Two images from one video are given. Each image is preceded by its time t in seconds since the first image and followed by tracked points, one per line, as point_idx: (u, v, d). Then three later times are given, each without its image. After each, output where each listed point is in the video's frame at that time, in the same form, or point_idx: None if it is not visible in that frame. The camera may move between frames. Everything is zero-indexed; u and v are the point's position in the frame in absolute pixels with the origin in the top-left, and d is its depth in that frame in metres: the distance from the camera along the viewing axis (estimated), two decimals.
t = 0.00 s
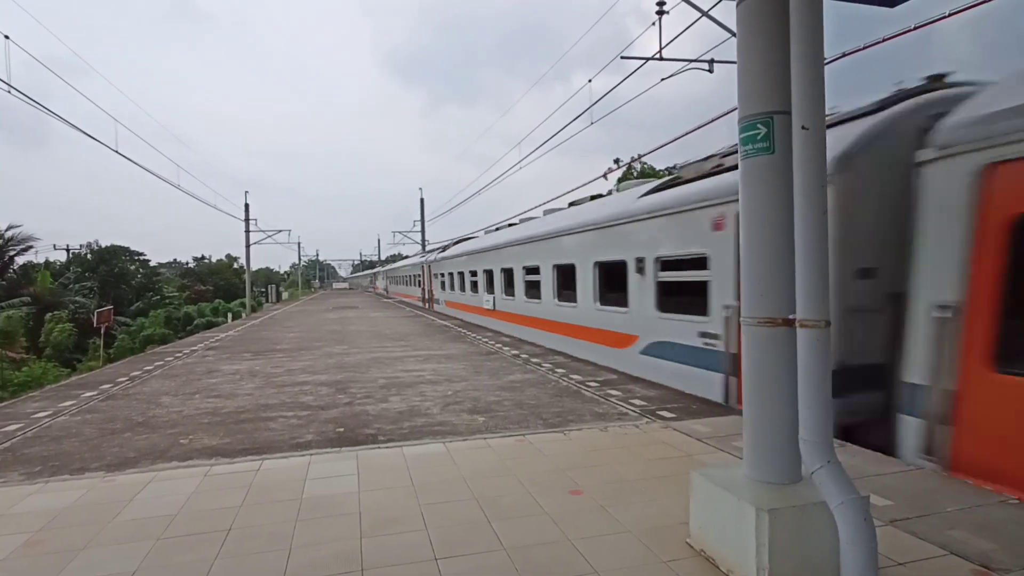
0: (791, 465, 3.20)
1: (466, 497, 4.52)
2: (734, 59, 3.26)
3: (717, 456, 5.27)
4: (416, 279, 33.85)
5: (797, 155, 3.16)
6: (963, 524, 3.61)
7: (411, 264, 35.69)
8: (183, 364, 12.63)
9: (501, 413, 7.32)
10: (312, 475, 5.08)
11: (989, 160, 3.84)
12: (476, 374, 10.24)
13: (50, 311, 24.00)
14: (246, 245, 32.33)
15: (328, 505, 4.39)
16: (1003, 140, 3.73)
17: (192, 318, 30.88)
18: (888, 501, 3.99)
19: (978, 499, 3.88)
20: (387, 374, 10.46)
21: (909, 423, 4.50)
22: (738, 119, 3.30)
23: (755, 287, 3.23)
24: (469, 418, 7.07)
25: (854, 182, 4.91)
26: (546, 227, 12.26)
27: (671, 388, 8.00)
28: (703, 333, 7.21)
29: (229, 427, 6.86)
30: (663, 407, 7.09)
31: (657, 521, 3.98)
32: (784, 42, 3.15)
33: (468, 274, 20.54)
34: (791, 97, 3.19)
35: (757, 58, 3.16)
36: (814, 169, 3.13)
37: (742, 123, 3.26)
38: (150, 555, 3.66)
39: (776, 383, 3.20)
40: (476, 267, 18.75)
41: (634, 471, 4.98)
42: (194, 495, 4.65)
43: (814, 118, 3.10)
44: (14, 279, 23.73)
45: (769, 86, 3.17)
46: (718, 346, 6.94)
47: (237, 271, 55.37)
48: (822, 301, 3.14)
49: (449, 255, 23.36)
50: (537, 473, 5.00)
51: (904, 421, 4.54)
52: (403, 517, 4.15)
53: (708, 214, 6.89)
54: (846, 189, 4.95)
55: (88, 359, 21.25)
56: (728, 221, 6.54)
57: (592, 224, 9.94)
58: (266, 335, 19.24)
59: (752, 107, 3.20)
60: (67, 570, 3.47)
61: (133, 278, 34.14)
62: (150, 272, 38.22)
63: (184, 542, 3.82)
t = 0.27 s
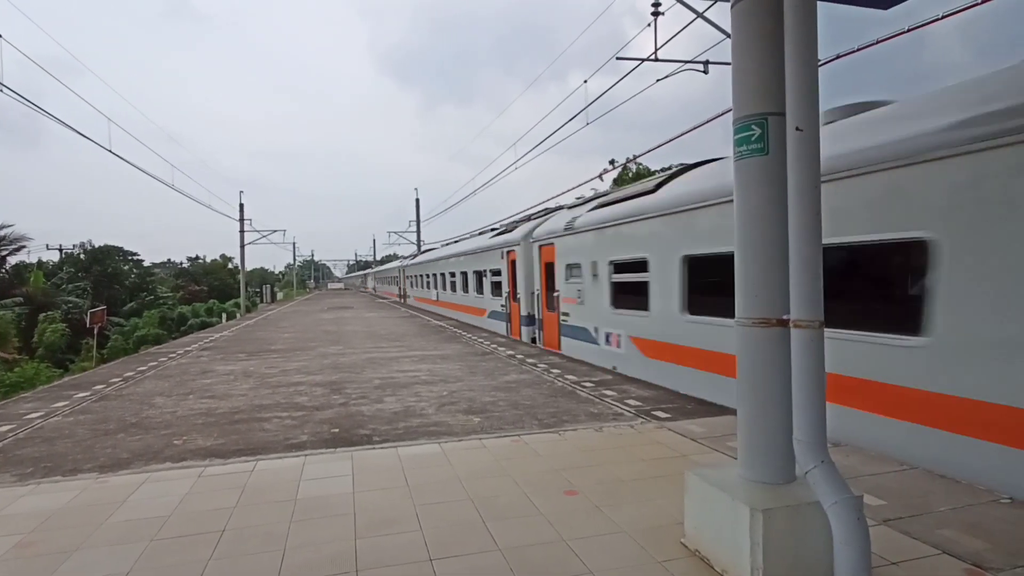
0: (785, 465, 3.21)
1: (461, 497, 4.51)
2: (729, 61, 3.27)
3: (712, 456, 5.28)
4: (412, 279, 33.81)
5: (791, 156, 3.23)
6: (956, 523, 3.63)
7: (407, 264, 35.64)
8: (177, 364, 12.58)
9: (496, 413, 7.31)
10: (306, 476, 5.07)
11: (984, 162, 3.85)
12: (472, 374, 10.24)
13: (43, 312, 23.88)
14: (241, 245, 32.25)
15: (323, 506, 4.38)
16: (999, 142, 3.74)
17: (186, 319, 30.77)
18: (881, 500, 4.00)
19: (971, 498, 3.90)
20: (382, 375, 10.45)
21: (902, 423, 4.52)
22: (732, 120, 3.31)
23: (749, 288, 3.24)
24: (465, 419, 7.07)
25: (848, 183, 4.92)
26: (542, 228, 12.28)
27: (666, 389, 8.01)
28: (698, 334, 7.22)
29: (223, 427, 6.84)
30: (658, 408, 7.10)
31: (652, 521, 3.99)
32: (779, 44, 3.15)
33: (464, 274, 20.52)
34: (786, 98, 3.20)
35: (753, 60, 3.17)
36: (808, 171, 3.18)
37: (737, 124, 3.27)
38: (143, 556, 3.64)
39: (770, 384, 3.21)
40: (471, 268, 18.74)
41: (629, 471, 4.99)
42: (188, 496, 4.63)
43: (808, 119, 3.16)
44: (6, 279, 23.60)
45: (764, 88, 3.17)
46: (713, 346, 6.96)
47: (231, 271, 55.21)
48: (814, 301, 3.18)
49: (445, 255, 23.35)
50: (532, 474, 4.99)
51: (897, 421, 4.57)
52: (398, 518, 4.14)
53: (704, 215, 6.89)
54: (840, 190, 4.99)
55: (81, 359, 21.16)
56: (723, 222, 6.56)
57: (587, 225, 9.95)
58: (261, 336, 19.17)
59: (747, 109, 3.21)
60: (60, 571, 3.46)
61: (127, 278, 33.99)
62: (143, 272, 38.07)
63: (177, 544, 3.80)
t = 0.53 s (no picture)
0: (779, 465, 3.22)
1: (456, 498, 4.51)
2: (724, 63, 3.28)
3: (707, 456, 5.29)
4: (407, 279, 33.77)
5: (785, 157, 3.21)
6: (949, 523, 3.65)
7: (402, 265, 35.59)
8: (171, 365, 12.53)
9: (492, 413, 7.31)
10: (301, 476, 5.05)
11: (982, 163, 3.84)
12: (467, 374, 10.23)
13: (36, 312, 23.76)
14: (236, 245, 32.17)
15: (317, 507, 4.36)
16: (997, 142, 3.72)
17: (181, 319, 30.66)
18: (875, 500, 4.02)
19: (964, 498, 3.92)
20: (377, 375, 10.43)
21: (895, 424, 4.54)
22: (727, 121, 3.31)
23: (744, 288, 3.25)
24: (460, 419, 7.06)
25: (844, 184, 4.92)
26: (538, 228, 12.28)
27: (661, 389, 8.03)
28: (693, 334, 7.23)
29: (218, 428, 6.82)
30: (653, 408, 7.11)
31: (647, 521, 3.99)
32: (773, 45, 3.16)
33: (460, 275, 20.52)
34: (780, 100, 3.21)
35: (747, 62, 3.17)
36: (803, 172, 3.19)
37: (731, 125, 3.28)
38: (136, 557, 3.63)
39: (764, 384, 3.21)
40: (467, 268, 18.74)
41: (624, 471, 4.99)
42: (182, 497, 4.61)
43: (802, 120, 3.13)
44: None
45: (758, 89, 3.18)
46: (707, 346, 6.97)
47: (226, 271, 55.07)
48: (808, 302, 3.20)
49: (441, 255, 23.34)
50: (527, 474, 4.99)
51: (890, 420, 4.59)
52: (393, 518, 4.14)
53: (699, 215, 6.91)
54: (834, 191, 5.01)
55: (75, 360, 21.05)
56: (718, 222, 6.58)
57: (582, 225, 9.95)
58: (255, 336, 19.11)
59: (741, 110, 3.22)
60: (52, 572, 3.44)
61: (121, 279, 33.86)
62: (138, 272, 37.93)
63: (171, 545, 3.79)
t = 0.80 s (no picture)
0: (774, 465, 3.23)
1: (453, 498, 4.50)
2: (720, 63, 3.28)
3: (703, 456, 5.30)
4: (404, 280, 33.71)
5: (783, 156, 3.26)
6: (943, 522, 3.66)
7: (399, 265, 35.54)
8: (166, 365, 12.48)
9: (488, 414, 7.31)
10: (297, 477, 5.04)
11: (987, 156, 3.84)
12: (463, 375, 10.23)
13: (30, 312, 23.66)
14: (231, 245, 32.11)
15: (313, 508, 4.35)
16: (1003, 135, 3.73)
17: (176, 319, 30.56)
18: (870, 500, 4.03)
19: (959, 498, 3.93)
20: (373, 376, 10.41)
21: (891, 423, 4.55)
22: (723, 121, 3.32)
23: (740, 289, 3.25)
24: (456, 420, 7.05)
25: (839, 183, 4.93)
26: (534, 228, 12.26)
27: (657, 389, 8.03)
28: (689, 334, 7.24)
29: (213, 429, 6.79)
30: (649, 408, 7.11)
31: (643, 521, 3.99)
32: (769, 46, 3.17)
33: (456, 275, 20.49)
34: (775, 100, 3.21)
35: (743, 62, 3.17)
36: (798, 172, 3.21)
37: (727, 126, 3.28)
38: (131, 559, 3.61)
39: (760, 384, 3.22)
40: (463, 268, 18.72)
41: (620, 471, 4.99)
42: (176, 498, 4.59)
43: (797, 122, 3.22)
44: None
45: (754, 90, 3.18)
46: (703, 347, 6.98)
47: (222, 271, 54.92)
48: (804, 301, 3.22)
49: (437, 256, 23.32)
50: (523, 475, 4.99)
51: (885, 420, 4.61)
52: (389, 519, 4.13)
53: (695, 216, 6.91)
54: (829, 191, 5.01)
55: (69, 360, 20.97)
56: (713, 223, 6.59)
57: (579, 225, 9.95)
58: (251, 337, 19.06)
59: (737, 110, 3.22)
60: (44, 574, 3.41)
61: (116, 279, 33.74)
62: (133, 272, 37.80)
63: (165, 546, 3.77)
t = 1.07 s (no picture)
0: (768, 465, 3.23)
1: (448, 499, 4.50)
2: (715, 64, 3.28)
3: (698, 456, 5.31)
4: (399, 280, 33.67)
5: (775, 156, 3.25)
6: (936, 522, 3.67)
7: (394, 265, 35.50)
8: (160, 365, 12.44)
9: (484, 414, 7.31)
10: (291, 478, 5.03)
11: (982, 157, 3.80)
12: (459, 375, 10.22)
13: (23, 312, 23.56)
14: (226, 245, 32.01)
15: (308, 509, 4.34)
16: (997, 136, 3.68)
17: (170, 319, 30.45)
18: (864, 499, 4.05)
19: (952, 497, 3.95)
20: (368, 376, 10.39)
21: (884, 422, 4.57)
22: (718, 122, 3.32)
23: (734, 290, 3.26)
24: (452, 420, 7.05)
25: (834, 183, 4.94)
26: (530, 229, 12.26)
27: (653, 389, 8.05)
28: (684, 334, 7.25)
29: (207, 430, 6.77)
30: (645, 408, 7.12)
31: (639, 521, 4.00)
32: (764, 47, 3.18)
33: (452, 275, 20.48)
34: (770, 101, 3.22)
35: (738, 63, 3.18)
36: (791, 172, 3.22)
37: (722, 126, 3.29)
38: (124, 560, 3.60)
39: (754, 385, 3.22)
40: (458, 268, 18.70)
41: (616, 472, 5.00)
42: (170, 499, 4.57)
43: (792, 122, 3.17)
44: None
45: (749, 91, 3.19)
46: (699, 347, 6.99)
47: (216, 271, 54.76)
48: (797, 301, 3.22)
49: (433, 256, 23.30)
50: (518, 475, 4.99)
51: (878, 420, 4.62)
52: (383, 520, 4.12)
53: (690, 216, 6.93)
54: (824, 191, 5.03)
55: (63, 361, 20.89)
56: (709, 223, 6.60)
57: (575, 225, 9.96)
58: (246, 337, 19.02)
59: (732, 111, 3.23)
60: None
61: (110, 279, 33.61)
62: (127, 272, 37.65)
63: (159, 547, 3.76)
